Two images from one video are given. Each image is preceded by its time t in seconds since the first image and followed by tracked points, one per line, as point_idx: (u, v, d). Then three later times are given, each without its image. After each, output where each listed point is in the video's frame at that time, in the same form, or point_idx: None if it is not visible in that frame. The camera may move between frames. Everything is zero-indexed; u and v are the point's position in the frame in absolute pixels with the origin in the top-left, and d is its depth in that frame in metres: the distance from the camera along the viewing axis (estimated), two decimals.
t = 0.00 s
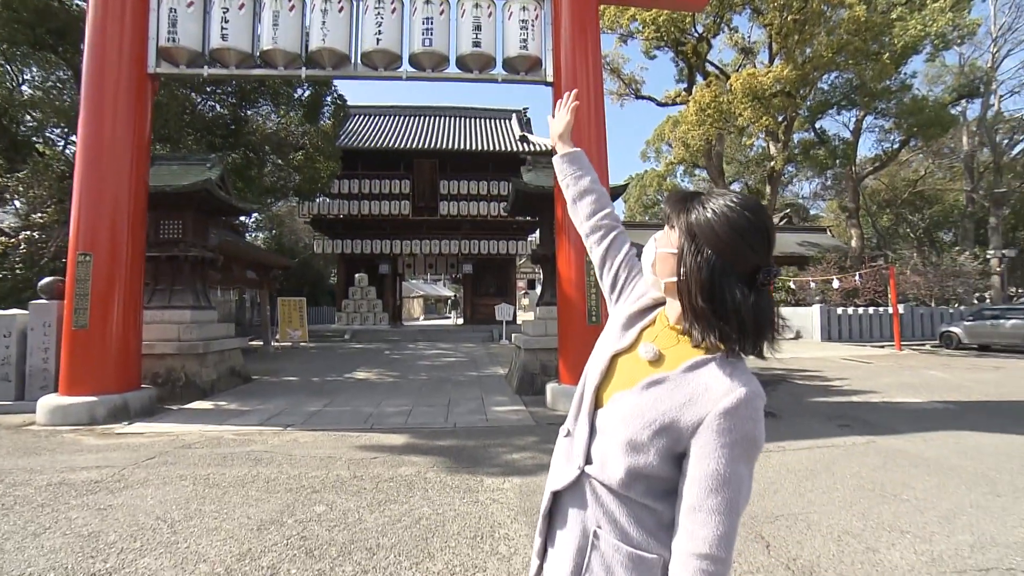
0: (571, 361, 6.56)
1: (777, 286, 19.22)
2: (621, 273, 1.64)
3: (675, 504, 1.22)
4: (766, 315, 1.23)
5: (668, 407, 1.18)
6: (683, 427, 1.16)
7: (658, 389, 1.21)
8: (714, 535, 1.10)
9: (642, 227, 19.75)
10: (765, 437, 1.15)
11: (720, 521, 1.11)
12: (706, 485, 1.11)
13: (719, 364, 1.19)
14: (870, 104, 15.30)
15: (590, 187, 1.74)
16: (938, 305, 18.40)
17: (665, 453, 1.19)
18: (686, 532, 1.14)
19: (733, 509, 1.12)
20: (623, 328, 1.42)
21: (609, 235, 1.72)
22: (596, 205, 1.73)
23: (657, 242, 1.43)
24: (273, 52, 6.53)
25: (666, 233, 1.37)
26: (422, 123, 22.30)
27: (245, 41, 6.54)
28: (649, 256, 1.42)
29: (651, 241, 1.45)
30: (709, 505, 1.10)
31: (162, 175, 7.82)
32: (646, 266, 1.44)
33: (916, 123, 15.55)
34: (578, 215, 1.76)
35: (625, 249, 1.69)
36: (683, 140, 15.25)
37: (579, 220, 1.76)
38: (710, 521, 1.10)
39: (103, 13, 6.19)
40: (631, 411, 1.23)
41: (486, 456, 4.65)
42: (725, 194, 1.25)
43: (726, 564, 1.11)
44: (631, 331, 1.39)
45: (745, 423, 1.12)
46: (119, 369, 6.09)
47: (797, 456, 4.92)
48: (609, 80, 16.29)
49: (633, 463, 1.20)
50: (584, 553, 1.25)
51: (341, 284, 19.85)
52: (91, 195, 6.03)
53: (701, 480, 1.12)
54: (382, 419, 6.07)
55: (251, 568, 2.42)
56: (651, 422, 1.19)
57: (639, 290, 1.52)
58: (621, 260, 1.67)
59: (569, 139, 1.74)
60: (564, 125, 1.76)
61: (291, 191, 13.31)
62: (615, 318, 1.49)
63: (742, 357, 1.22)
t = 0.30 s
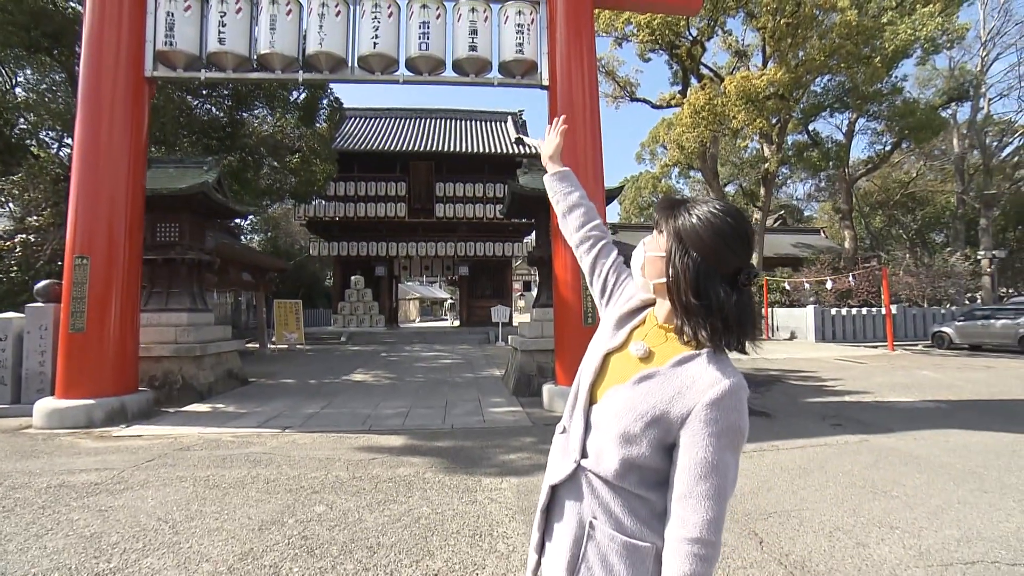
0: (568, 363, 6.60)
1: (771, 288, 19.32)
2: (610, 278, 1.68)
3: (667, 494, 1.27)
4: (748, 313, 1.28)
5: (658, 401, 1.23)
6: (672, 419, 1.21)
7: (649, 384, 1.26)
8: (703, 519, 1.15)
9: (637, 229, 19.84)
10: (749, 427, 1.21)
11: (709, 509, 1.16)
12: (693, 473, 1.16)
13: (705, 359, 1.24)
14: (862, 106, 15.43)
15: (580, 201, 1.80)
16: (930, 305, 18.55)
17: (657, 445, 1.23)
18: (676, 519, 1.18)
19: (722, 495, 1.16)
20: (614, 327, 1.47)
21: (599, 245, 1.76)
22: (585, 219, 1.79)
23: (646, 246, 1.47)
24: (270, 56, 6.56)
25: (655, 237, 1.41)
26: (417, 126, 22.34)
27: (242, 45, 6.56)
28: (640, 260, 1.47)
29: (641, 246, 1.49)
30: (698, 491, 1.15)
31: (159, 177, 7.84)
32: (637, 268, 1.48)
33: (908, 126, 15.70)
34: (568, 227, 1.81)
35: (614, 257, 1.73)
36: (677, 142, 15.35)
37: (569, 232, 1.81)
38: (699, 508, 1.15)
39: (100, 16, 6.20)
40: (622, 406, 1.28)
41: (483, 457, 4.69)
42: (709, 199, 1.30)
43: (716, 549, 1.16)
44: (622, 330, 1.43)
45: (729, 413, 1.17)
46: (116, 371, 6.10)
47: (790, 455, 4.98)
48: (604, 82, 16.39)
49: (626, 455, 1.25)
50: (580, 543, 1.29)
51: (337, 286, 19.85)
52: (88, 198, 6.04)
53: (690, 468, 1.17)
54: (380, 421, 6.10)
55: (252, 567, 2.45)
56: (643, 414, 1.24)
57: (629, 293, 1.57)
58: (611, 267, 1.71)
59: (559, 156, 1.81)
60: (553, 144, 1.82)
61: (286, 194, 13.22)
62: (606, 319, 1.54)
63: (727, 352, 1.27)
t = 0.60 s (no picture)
0: (571, 366, 6.59)
1: (774, 291, 19.28)
2: (601, 283, 1.71)
3: (675, 490, 1.27)
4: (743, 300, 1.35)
5: (661, 393, 1.24)
6: (677, 411, 1.22)
7: (651, 378, 1.27)
8: (712, 510, 1.16)
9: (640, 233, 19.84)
10: (753, 413, 1.22)
11: (720, 498, 1.17)
12: (700, 463, 1.18)
13: (706, 348, 1.26)
14: (865, 109, 15.41)
15: (567, 214, 1.82)
16: (935, 309, 18.47)
17: (662, 439, 1.24)
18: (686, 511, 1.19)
19: (729, 484, 1.18)
20: (613, 326, 1.49)
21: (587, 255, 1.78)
22: (572, 230, 1.80)
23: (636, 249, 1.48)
24: (274, 61, 6.59)
25: (648, 238, 1.44)
26: (420, 130, 22.41)
27: (247, 50, 6.60)
28: (634, 265, 1.45)
29: (630, 249, 1.49)
30: (707, 481, 1.17)
31: (165, 182, 7.87)
32: (629, 272, 1.46)
33: (910, 129, 15.70)
34: (556, 240, 1.82)
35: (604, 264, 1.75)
36: (680, 146, 15.38)
37: (558, 245, 1.82)
38: (708, 497, 1.17)
39: (107, 22, 6.25)
40: (626, 402, 1.29)
41: (487, 461, 4.68)
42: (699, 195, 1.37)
43: (726, 539, 1.17)
44: (620, 328, 1.45)
45: (733, 400, 1.19)
46: (121, 375, 6.11)
47: (795, 459, 4.95)
48: (606, 86, 16.44)
49: (633, 451, 1.26)
50: (591, 546, 1.28)
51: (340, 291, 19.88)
52: (94, 202, 6.07)
53: (697, 458, 1.18)
54: (383, 425, 6.10)
55: (256, 571, 2.45)
56: (647, 408, 1.25)
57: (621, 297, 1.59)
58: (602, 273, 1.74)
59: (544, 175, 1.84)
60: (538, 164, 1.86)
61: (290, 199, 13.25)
62: (604, 319, 1.56)
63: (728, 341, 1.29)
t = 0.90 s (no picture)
0: (574, 364, 6.58)
1: (778, 289, 19.22)
2: (590, 288, 1.68)
3: (696, 479, 1.29)
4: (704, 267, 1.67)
5: (685, 377, 1.28)
6: (699, 393, 1.26)
7: (670, 363, 1.31)
8: (741, 489, 1.21)
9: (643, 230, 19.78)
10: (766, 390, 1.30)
11: (747, 477, 1.22)
12: (727, 442, 1.23)
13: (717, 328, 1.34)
14: (871, 106, 15.33)
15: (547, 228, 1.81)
16: (940, 307, 18.37)
17: (684, 425, 1.27)
18: (715, 493, 1.23)
19: (752, 461, 1.24)
20: (615, 320, 1.50)
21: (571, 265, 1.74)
22: (552, 244, 1.78)
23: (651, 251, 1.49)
24: (277, 56, 6.57)
25: (668, 238, 1.48)
26: (424, 126, 22.39)
27: (250, 45, 6.58)
28: (674, 269, 1.44)
29: (658, 254, 1.46)
30: (734, 460, 1.22)
31: (167, 178, 7.87)
32: (667, 278, 1.44)
33: (916, 126, 15.62)
34: (539, 254, 1.78)
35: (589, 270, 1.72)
36: (684, 143, 15.35)
37: (541, 259, 1.78)
38: (736, 475, 1.21)
39: (110, 17, 6.23)
40: (647, 391, 1.30)
41: (489, 458, 4.66)
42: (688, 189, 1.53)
43: (754, 518, 1.22)
44: (624, 321, 1.47)
45: (752, 377, 1.25)
46: (124, 370, 6.12)
47: (800, 457, 4.93)
48: (610, 83, 16.39)
49: (657, 441, 1.26)
50: (617, 550, 1.25)
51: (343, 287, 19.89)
52: (97, 197, 6.07)
53: (724, 438, 1.23)
54: (386, 421, 6.10)
55: (259, 568, 2.44)
56: (670, 394, 1.27)
57: (613, 301, 1.59)
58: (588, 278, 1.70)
59: (517, 195, 1.84)
60: (510, 185, 1.86)
61: (293, 195, 13.27)
62: (604, 316, 1.56)
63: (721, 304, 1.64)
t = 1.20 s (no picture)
0: (576, 362, 6.56)
1: (781, 288, 19.15)
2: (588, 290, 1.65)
3: (710, 479, 1.27)
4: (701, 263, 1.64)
5: (703, 371, 1.27)
6: (717, 390, 1.26)
7: (687, 360, 1.29)
8: (760, 485, 1.22)
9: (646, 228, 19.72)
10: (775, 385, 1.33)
11: (764, 473, 1.23)
12: (745, 438, 1.23)
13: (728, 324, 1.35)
14: (877, 105, 15.25)
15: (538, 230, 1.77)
16: (944, 308, 18.29)
17: (701, 422, 1.25)
18: (735, 490, 1.23)
19: (767, 457, 1.25)
20: (621, 320, 1.47)
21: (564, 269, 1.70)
22: (543, 247, 1.74)
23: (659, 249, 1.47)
24: (280, 50, 6.54)
25: (675, 236, 1.45)
26: (427, 122, 22.34)
27: (253, 39, 6.55)
28: (686, 266, 1.42)
29: (668, 252, 1.44)
30: (754, 456, 1.23)
31: (170, 171, 7.86)
32: (679, 276, 1.42)
33: (924, 125, 15.52)
34: (531, 258, 1.74)
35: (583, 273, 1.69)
36: (688, 140, 15.29)
37: (533, 263, 1.74)
38: (753, 471, 1.22)
39: (112, 9, 6.20)
40: (663, 388, 1.28)
41: (489, 455, 4.64)
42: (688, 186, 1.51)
43: (769, 514, 1.22)
44: (631, 321, 1.44)
45: (766, 372, 1.27)
46: (125, 364, 6.11)
47: (803, 458, 4.90)
48: (615, 80, 16.33)
49: (677, 441, 1.24)
50: (638, 558, 1.19)
51: (346, 283, 19.89)
52: (99, 191, 6.05)
53: (741, 435, 1.23)
54: (387, 417, 6.09)
55: (257, 564, 2.42)
56: (688, 391, 1.26)
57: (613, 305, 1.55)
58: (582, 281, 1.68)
59: (507, 198, 1.83)
60: (499, 187, 1.85)
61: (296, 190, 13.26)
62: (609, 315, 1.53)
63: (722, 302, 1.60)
